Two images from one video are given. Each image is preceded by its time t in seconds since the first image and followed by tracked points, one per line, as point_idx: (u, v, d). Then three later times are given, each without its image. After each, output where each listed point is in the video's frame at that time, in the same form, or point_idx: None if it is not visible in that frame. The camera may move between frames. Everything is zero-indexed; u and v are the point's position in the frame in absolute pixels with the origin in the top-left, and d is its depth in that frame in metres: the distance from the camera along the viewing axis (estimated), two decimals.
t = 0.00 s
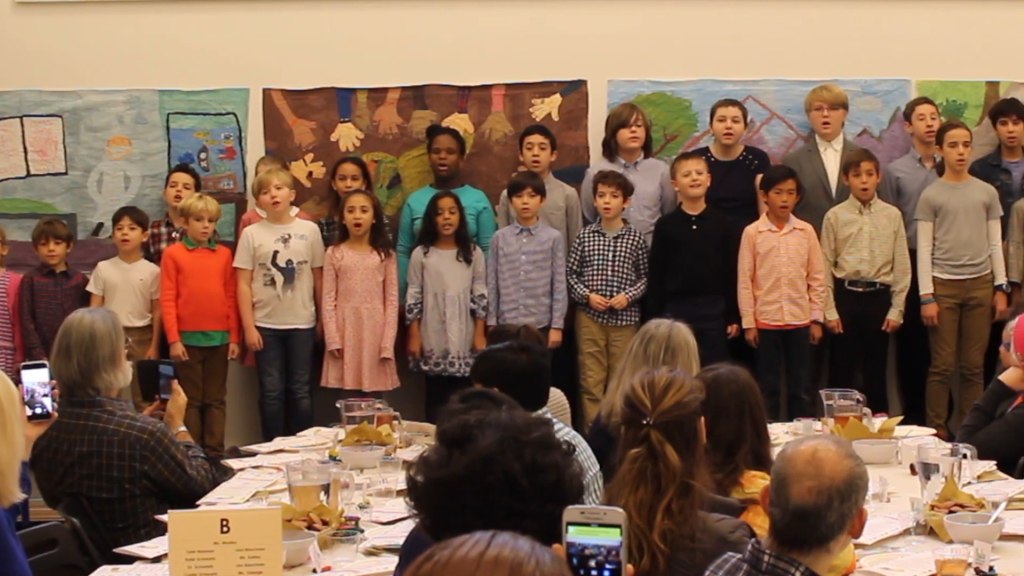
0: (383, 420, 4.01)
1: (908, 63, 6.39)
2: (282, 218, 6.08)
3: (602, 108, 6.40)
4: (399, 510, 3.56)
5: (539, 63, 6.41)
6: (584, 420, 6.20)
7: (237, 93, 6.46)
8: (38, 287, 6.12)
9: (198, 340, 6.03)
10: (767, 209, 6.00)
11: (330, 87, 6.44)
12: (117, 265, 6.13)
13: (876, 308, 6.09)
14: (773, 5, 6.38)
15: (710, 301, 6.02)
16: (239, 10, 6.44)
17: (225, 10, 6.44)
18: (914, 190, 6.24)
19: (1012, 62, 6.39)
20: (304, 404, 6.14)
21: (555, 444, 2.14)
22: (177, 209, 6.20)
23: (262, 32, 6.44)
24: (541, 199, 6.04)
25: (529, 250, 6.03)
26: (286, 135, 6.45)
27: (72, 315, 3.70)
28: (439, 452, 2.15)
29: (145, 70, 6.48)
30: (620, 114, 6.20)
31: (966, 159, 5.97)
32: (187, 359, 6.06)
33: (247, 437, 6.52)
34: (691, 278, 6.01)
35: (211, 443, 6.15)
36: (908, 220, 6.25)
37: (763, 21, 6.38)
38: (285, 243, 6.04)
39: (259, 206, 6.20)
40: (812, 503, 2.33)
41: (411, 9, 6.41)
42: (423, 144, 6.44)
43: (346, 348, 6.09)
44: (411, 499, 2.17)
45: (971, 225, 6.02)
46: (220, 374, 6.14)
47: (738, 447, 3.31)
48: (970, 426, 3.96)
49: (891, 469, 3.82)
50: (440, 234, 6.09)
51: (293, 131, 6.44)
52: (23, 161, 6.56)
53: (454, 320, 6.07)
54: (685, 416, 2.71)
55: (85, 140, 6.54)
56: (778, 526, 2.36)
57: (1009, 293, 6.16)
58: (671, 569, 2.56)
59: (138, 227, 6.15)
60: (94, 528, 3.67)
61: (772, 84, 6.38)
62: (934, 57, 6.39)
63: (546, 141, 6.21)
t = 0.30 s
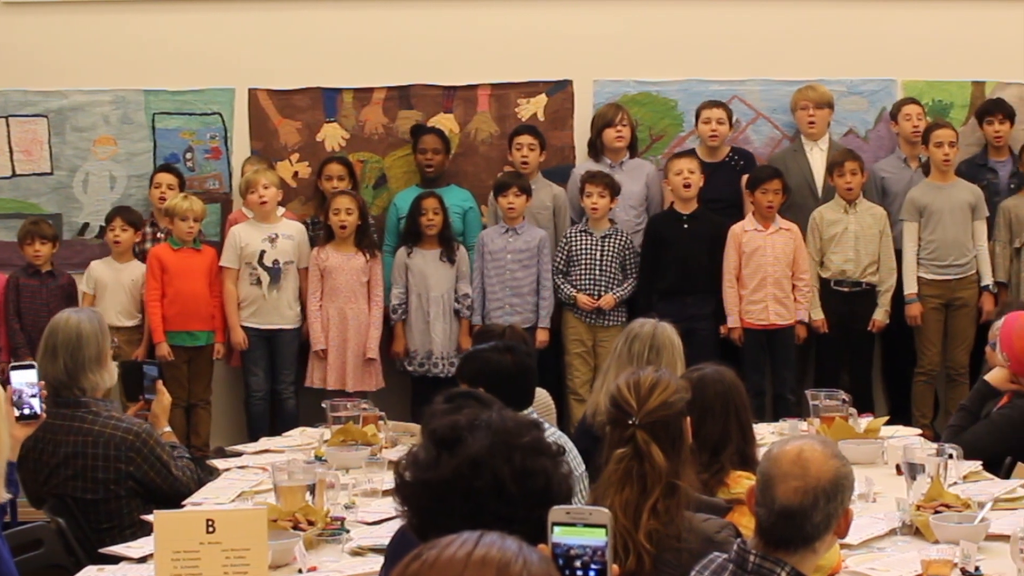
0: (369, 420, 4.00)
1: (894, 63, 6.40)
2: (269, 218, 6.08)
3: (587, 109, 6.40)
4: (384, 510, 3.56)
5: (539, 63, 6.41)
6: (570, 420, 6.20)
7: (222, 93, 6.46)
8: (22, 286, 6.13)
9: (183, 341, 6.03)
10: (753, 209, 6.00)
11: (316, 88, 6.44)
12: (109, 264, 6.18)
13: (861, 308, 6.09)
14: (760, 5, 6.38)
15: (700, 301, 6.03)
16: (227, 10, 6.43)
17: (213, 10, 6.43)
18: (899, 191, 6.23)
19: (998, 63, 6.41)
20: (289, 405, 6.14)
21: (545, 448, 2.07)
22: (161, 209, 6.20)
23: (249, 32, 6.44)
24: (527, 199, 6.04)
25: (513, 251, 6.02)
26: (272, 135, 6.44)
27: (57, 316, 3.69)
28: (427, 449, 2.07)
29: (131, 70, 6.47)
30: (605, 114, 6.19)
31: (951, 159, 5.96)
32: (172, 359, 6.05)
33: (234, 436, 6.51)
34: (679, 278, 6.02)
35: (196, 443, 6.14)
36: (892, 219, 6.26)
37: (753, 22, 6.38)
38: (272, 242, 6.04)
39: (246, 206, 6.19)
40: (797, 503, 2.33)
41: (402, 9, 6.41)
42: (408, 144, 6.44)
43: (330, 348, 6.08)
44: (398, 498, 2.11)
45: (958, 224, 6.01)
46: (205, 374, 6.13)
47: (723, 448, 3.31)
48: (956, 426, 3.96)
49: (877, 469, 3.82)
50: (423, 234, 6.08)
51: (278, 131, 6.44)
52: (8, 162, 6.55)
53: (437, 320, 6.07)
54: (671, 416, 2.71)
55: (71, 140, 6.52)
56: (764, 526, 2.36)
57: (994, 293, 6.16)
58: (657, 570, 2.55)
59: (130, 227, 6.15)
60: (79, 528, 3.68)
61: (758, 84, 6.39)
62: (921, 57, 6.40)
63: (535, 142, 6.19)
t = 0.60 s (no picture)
0: (353, 420, 4.00)
1: (881, 64, 6.42)
2: (255, 218, 6.08)
3: (572, 109, 6.40)
4: (369, 510, 3.56)
5: (539, 63, 6.40)
6: (555, 420, 6.20)
7: (207, 93, 6.44)
8: (5, 287, 6.11)
9: (168, 341, 6.04)
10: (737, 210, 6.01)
11: (301, 87, 6.43)
12: (93, 265, 6.16)
13: (847, 308, 6.09)
14: (748, 5, 6.38)
15: (688, 301, 6.05)
16: (215, 9, 6.42)
17: (201, 10, 6.42)
18: (885, 190, 6.23)
19: (984, 63, 6.42)
20: (274, 405, 6.15)
21: (538, 475, 2.06)
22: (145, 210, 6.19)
23: (237, 32, 6.43)
24: (513, 198, 6.03)
25: (499, 250, 6.02)
26: (257, 135, 6.44)
27: (43, 315, 3.70)
28: (417, 462, 2.04)
29: (116, 71, 6.45)
30: (590, 114, 6.19)
31: (936, 160, 5.97)
32: (157, 359, 6.05)
33: (218, 436, 6.51)
34: (666, 279, 6.02)
35: (182, 443, 6.14)
36: (878, 219, 6.27)
37: (749, 21, 6.39)
38: (257, 243, 6.04)
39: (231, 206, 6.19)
40: (782, 503, 2.33)
41: (403, 8, 6.40)
42: (394, 144, 6.45)
43: (315, 348, 6.09)
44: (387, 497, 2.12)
45: (941, 224, 6.01)
46: (190, 374, 6.13)
47: (709, 448, 3.31)
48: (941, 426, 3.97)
49: (862, 469, 3.83)
50: (406, 234, 6.05)
51: (263, 131, 6.44)
52: None
53: (420, 321, 6.05)
54: (656, 416, 2.71)
55: (56, 141, 6.49)
56: (749, 526, 2.35)
57: (978, 293, 6.18)
58: (642, 569, 2.55)
59: (113, 226, 6.16)
60: (64, 529, 3.68)
61: (743, 84, 6.40)
62: (908, 56, 6.42)
63: (521, 142, 6.19)
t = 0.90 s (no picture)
0: (338, 420, 4.01)
1: (866, 63, 6.42)
2: (239, 218, 6.08)
3: (557, 109, 6.40)
4: (354, 510, 3.56)
5: (527, 62, 6.40)
6: (540, 420, 6.20)
7: (192, 93, 6.44)
8: None
9: (152, 341, 6.03)
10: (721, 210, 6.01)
11: (286, 87, 6.43)
12: (70, 266, 6.12)
13: (832, 308, 6.09)
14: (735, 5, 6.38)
15: (672, 301, 6.05)
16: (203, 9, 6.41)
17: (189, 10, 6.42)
18: (870, 190, 6.24)
19: (971, 63, 6.43)
20: (259, 405, 6.15)
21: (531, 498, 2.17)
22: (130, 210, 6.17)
23: (225, 32, 6.42)
24: (498, 199, 6.03)
25: (484, 250, 6.02)
26: (242, 135, 6.44)
27: (27, 316, 3.71)
28: (408, 477, 2.12)
29: (102, 71, 6.44)
30: (577, 114, 6.20)
31: (921, 159, 5.98)
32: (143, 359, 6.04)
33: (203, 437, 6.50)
34: (650, 278, 6.04)
35: (166, 443, 6.13)
36: (863, 220, 6.28)
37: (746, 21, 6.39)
38: (241, 243, 6.03)
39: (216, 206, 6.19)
40: (766, 503, 2.33)
41: (393, 8, 6.39)
42: (379, 144, 6.45)
43: (296, 351, 6.08)
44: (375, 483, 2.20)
45: (927, 224, 6.02)
46: (175, 373, 6.13)
47: (694, 447, 3.31)
48: (926, 426, 3.98)
49: (847, 469, 3.82)
50: (391, 234, 6.05)
51: (248, 132, 6.44)
52: None
53: (404, 321, 6.05)
54: (642, 416, 2.70)
55: (41, 140, 6.46)
56: (733, 526, 2.35)
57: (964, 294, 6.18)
58: (626, 569, 2.56)
59: (88, 225, 6.14)
60: (49, 529, 3.65)
61: (728, 84, 6.40)
62: (894, 56, 6.42)
63: (507, 142, 6.19)
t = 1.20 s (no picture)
0: (323, 420, 4.01)
1: (849, 63, 6.42)
2: (224, 218, 6.08)
3: (543, 109, 6.40)
4: (339, 510, 3.56)
5: (529, 61, 6.40)
6: (524, 421, 6.19)
7: (176, 93, 6.43)
8: None
9: (137, 341, 6.02)
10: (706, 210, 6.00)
11: (271, 87, 6.42)
12: (41, 267, 6.09)
13: (817, 308, 6.08)
14: (721, 5, 6.39)
15: (654, 301, 6.03)
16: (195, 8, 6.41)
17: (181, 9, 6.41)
18: (856, 190, 6.22)
19: (957, 63, 6.43)
20: (244, 405, 6.14)
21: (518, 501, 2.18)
22: (115, 210, 6.16)
23: (212, 32, 6.42)
24: (483, 199, 6.03)
25: (469, 250, 6.02)
26: (226, 135, 6.43)
27: (12, 316, 3.70)
28: (391, 478, 2.12)
29: (86, 71, 6.44)
30: (562, 114, 6.19)
31: (906, 159, 5.97)
32: (126, 359, 6.05)
33: (187, 437, 6.50)
34: (633, 278, 6.02)
35: (150, 444, 6.12)
36: (848, 220, 6.25)
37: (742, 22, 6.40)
38: (226, 243, 6.04)
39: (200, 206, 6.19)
40: (752, 503, 2.32)
41: (393, 8, 6.39)
42: (364, 144, 6.44)
43: (281, 351, 6.07)
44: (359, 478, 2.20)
45: (913, 224, 6.01)
46: (160, 374, 6.12)
47: (680, 447, 3.30)
48: (912, 427, 3.96)
49: (833, 469, 3.81)
50: (378, 235, 6.05)
51: (232, 131, 6.43)
52: None
53: (390, 322, 6.06)
54: (626, 416, 2.70)
55: (25, 140, 6.47)
56: (719, 526, 2.35)
57: (949, 293, 6.17)
58: (612, 570, 2.56)
59: (58, 226, 6.12)
60: (33, 529, 3.63)
61: (713, 84, 6.40)
62: (880, 56, 6.43)
63: (492, 141, 6.20)
